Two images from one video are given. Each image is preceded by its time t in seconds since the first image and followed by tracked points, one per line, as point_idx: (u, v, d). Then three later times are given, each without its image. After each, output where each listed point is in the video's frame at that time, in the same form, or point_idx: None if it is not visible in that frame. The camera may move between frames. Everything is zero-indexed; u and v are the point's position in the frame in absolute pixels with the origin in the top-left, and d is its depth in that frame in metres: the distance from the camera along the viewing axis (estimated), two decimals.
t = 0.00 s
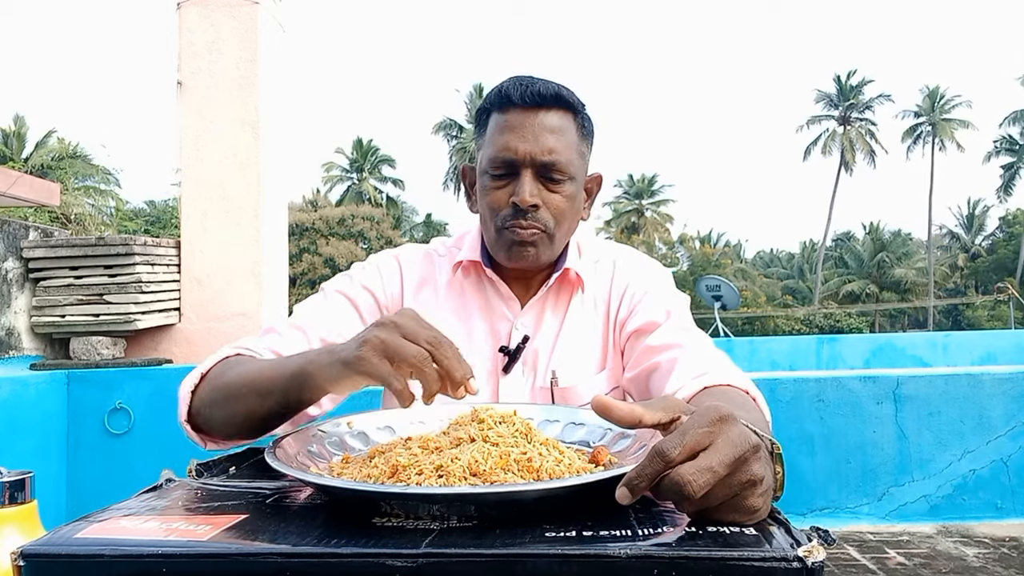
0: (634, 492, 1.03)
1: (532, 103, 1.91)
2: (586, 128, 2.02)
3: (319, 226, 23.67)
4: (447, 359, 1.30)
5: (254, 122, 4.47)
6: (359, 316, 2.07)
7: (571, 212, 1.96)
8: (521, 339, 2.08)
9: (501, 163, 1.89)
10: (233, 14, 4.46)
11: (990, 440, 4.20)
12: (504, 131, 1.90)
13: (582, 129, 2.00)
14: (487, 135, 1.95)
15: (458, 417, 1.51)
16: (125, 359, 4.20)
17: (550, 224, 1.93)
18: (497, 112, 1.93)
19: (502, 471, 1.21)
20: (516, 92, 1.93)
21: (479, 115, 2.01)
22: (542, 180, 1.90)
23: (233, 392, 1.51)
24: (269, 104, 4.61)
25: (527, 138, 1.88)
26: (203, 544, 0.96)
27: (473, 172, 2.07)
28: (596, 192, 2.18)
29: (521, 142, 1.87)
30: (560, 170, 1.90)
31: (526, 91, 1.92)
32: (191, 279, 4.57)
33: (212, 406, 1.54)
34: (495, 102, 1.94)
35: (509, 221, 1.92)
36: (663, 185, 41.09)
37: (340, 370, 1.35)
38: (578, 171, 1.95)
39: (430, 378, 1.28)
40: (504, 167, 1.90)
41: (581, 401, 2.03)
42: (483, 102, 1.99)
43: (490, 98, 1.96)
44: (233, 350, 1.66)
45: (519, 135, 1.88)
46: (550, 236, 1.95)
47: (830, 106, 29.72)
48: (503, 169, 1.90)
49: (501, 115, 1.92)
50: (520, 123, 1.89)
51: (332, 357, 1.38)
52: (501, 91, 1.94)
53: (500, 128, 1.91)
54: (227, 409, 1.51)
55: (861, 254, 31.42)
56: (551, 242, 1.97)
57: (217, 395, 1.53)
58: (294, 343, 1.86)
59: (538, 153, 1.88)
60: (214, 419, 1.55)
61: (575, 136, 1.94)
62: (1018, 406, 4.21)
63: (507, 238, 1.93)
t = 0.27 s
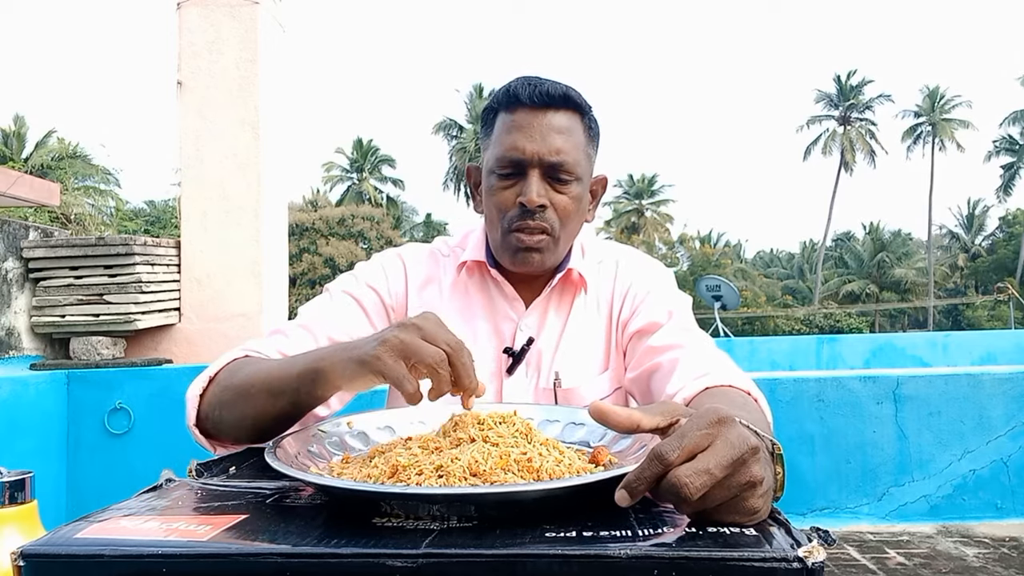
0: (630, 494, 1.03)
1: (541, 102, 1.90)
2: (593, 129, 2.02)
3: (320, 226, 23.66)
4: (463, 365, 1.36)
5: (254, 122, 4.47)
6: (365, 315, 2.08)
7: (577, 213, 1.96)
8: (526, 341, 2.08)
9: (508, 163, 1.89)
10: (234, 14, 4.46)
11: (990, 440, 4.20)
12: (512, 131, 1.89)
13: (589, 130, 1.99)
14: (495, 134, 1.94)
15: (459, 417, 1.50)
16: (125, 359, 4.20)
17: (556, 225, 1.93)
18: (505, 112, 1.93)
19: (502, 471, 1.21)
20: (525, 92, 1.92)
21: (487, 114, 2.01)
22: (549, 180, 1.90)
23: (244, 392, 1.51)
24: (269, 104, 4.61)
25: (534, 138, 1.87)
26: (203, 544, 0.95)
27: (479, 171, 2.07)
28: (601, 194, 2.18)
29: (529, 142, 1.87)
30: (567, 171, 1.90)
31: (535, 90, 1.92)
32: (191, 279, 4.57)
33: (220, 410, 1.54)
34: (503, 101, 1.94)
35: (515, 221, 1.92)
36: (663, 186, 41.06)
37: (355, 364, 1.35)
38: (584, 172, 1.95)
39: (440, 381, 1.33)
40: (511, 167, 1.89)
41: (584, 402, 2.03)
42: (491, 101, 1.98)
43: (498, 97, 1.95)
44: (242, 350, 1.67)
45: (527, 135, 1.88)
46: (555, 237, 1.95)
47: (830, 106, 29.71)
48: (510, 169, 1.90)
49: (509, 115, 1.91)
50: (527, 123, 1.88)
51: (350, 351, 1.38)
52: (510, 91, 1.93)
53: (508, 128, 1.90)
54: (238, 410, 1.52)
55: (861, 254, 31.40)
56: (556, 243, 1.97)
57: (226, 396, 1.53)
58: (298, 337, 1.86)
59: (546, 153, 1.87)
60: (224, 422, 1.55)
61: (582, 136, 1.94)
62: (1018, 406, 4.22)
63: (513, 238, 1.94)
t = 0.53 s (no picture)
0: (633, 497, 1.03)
1: (540, 102, 1.90)
2: (591, 129, 2.02)
3: (320, 226, 23.65)
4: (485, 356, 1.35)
5: (254, 122, 4.47)
6: (370, 308, 2.09)
7: (576, 213, 1.96)
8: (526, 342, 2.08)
9: (507, 162, 1.89)
10: (234, 14, 4.46)
11: (989, 440, 4.20)
12: (511, 130, 1.89)
13: (587, 129, 1.99)
14: (493, 134, 1.94)
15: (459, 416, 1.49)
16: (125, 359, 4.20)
17: (556, 224, 1.93)
18: (504, 112, 1.93)
19: (503, 471, 1.21)
20: (524, 91, 1.92)
21: (485, 114, 2.01)
22: (548, 180, 1.90)
23: (256, 380, 1.46)
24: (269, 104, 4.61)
25: (534, 137, 1.87)
26: (203, 544, 0.95)
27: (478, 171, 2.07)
28: (599, 194, 2.18)
29: (528, 142, 1.87)
30: (567, 170, 1.90)
31: (533, 90, 1.92)
32: (191, 279, 4.57)
33: (229, 398, 1.49)
34: (502, 101, 1.94)
35: (514, 221, 1.92)
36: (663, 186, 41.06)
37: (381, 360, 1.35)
38: (583, 171, 1.95)
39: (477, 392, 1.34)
40: (511, 166, 1.89)
41: (582, 402, 2.05)
42: (490, 101, 1.98)
43: (497, 96, 1.95)
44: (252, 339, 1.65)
45: (526, 134, 1.88)
46: (555, 237, 1.95)
47: (830, 106, 29.72)
48: (510, 168, 1.90)
49: (508, 114, 1.91)
50: (527, 122, 1.88)
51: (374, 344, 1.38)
52: (509, 90, 1.93)
53: (507, 127, 1.90)
54: (248, 400, 1.47)
55: (861, 254, 31.40)
56: (556, 243, 1.97)
57: (237, 383, 1.49)
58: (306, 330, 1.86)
59: (545, 153, 1.87)
60: (231, 410, 1.50)
61: (581, 136, 1.94)
62: (1018, 406, 4.22)
63: (513, 238, 1.94)
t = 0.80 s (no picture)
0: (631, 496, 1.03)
1: (542, 102, 1.90)
2: (593, 129, 2.02)
3: (320, 226, 23.63)
4: (509, 412, 1.16)
5: (254, 122, 4.47)
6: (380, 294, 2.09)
7: (578, 213, 1.96)
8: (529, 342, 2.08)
9: (509, 162, 1.89)
10: (234, 14, 4.46)
11: (989, 440, 4.20)
12: (513, 130, 1.89)
13: (589, 129, 1.99)
14: (495, 134, 1.94)
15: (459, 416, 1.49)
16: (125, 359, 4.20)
17: (559, 224, 1.93)
18: (506, 112, 1.93)
19: (503, 471, 1.21)
20: (526, 91, 1.92)
21: (486, 113, 2.01)
22: (551, 180, 1.90)
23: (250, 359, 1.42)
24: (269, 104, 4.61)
25: (536, 137, 1.87)
26: (203, 544, 0.95)
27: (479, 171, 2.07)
28: (600, 194, 2.18)
29: (531, 141, 1.87)
30: (569, 171, 1.90)
31: (536, 90, 1.92)
32: (191, 279, 4.57)
33: (226, 382, 1.46)
34: (504, 100, 1.94)
35: (517, 220, 1.91)
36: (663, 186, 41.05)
37: (392, 359, 1.17)
38: (585, 172, 1.95)
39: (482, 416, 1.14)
40: (513, 166, 1.89)
41: (583, 401, 2.06)
42: (491, 100, 1.98)
43: (499, 96, 1.95)
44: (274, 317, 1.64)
45: (529, 134, 1.87)
46: (558, 237, 1.95)
47: (830, 106, 29.72)
48: (513, 168, 1.90)
49: (510, 114, 1.91)
50: (529, 122, 1.88)
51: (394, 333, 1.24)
52: (511, 90, 1.93)
53: (509, 127, 1.90)
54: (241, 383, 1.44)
55: (861, 254, 31.40)
56: (559, 243, 1.97)
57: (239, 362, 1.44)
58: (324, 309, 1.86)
59: (547, 153, 1.87)
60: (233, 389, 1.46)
61: (583, 136, 1.94)
62: (1018, 406, 4.22)
63: (516, 238, 1.94)
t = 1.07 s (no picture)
0: (632, 495, 1.03)
1: (553, 100, 1.90)
2: (601, 129, 2.02)
3: (320, 226, 23.62)
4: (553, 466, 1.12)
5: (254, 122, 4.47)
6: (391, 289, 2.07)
7: (586, 213, 1.96)
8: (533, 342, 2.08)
9: (520, 160, 1.88)
10: (234, 14, 4.46)
11: (989, 440, 4.20)
12: (524, 128, 1.89)
13: (597, 129, 2.00)
14: (505, 131, 1.93)
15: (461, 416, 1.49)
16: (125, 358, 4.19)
17: (568, 224, 1.93)
18: (516, 110, 1.92)
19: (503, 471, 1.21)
20: (537, 89, 1.92)
21: (495, 111, 2.00)
22: (561, 179, 1.90)
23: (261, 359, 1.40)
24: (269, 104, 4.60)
25: (547, 135, 1.87)
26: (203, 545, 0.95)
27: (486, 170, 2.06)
28: (604, 194, 2.18)
29: (542, 140, 1.86)
30: (579, 170, 1.90)
31: (548, 88, 1.91)
32: (191, 279, 4.57)
33: (235, 374, 1.46)
34: (514, 99, 1.93)
35: (527, 220, 1.91)
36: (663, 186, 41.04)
37: (439, 395, 1.16)
38: (594, 172, 1.95)
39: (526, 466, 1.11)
40: (524, 164, 1.89)
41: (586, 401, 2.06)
42: (501, 98, 1.97)
43: (510, 93, 1.94)
44: (296, 307, 1.62)
45: (540, 132, 1.87)
46: (567, 237, 1.95)
47: (830, 106, 29.73)
48: (523, 167, 1.89)
49: (521, 112, 1.90)
50: (540, 120, 1.88)
51: (440, 368, 1.22)
52: (522, 88, 1.93)
53: (520, 125, 1.89)
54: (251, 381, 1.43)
55: (861, 254, 31.39)
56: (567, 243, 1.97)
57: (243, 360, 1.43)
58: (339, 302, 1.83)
59: (558, 151, 1.87)
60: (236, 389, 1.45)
61: (592, 135, 1.94)
62: (1018, 406, 4.22)
63: (525, 238, 1.93)
